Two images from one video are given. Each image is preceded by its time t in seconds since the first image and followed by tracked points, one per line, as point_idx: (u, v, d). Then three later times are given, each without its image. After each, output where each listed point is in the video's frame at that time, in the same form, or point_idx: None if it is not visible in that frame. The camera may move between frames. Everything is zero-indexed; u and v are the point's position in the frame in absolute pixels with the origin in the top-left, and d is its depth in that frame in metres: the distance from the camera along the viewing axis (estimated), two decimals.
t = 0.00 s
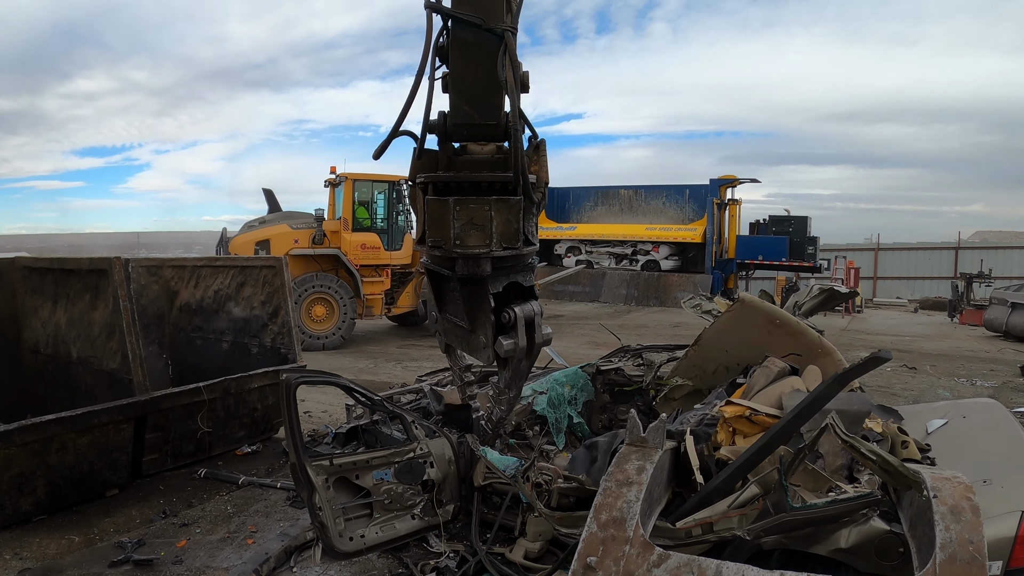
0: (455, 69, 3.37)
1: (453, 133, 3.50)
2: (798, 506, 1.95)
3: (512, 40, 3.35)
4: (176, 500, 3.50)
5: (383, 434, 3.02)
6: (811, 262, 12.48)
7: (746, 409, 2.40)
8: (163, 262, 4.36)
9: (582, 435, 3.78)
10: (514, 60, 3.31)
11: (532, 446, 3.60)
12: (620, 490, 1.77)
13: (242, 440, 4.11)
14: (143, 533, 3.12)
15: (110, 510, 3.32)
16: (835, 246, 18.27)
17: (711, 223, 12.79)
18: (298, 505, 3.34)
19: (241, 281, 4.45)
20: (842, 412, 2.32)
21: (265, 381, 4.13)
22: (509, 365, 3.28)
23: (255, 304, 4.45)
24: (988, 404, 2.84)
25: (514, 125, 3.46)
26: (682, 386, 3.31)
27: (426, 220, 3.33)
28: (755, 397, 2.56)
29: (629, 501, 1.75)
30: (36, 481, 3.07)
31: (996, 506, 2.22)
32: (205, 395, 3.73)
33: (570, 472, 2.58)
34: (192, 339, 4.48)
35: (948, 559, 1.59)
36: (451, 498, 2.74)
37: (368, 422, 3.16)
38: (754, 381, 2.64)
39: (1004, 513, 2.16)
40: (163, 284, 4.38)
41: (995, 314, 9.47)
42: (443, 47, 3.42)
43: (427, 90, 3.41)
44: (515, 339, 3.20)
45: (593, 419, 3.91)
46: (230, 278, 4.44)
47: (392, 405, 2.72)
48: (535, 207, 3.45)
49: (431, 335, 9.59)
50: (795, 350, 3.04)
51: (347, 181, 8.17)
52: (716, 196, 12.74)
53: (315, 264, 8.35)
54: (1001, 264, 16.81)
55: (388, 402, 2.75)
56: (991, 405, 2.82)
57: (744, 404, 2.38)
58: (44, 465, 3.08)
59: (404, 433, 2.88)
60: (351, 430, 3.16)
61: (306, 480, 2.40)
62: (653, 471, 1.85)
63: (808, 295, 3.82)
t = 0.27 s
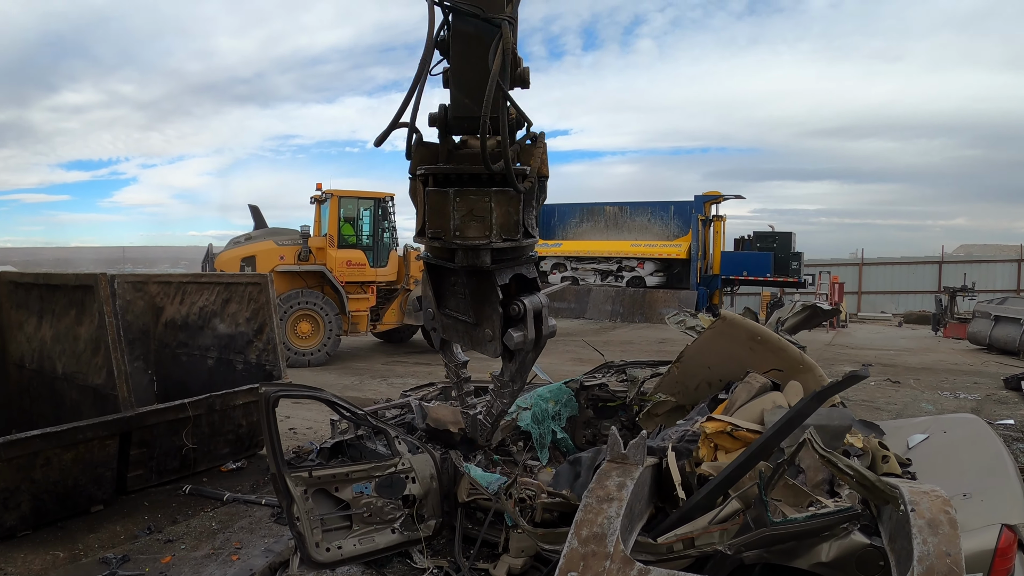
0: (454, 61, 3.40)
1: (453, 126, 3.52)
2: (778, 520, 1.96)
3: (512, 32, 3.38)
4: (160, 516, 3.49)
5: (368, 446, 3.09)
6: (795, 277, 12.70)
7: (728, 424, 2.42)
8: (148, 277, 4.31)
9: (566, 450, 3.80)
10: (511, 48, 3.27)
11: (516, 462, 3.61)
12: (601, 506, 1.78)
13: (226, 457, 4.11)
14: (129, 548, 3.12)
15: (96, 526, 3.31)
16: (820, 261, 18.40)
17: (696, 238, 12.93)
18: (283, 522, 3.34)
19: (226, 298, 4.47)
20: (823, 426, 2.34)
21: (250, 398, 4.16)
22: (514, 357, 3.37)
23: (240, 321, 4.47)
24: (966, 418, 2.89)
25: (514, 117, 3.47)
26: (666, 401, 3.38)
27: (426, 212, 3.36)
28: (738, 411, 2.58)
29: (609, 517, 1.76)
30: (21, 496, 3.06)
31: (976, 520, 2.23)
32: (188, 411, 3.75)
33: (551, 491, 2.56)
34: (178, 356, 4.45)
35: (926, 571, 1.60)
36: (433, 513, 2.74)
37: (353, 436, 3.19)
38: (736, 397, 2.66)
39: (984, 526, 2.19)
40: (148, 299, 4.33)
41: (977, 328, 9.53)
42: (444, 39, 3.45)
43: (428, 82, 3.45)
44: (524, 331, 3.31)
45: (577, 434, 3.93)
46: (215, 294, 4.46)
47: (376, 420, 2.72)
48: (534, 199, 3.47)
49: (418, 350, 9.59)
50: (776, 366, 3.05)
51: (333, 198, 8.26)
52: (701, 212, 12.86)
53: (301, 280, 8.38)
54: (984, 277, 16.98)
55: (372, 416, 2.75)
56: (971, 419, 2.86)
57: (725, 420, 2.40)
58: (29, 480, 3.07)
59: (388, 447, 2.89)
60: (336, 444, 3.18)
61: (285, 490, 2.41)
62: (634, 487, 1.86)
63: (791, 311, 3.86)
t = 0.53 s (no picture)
0: (459, 67, 3.33)
1: (458, 133, 3.48)
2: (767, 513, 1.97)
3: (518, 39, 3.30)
4: (150, 511, 3.48)
5: (357, 441, 3.10)
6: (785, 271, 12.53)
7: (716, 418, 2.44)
8: (135, 273, 4.40)
9: (555, 444, 3.86)
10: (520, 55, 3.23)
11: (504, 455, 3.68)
12: (588, 499, 1.79)
13: (216, 452, 4.10)
14: (118, 544, 3.11)
15: (85, 522, 3.30)
16: (811, 255, 18.46)
17: (687, 233, 12.98)
18: (272, 516, 3.34)
19: (215, 292, 4.43)
20: (811, 420, 2.35)
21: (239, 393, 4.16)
22: (521, 364, 3.41)
23: (229, 316, 4.41)
24: (955, 412, 2.90)
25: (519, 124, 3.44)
26: (655, 394, 3.40)
27: (432, 218, 3.38)
28: (726, 405, 2.59)
29: (597, 510, 1.76)
30: (9, 492, 3.04)
31: (963, 513, 2.24)
32: (177, 406, 3.74)
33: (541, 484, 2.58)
34: (167, 351, 4.47)
35: (914, 565, 1.61)
36: (421, 506, 2.74)
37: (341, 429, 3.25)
38: (725, 391, 2.68)
39: (972, 518, 2.20)
40: (136, 294, 4.43)
41: (968, 321, 9.59)
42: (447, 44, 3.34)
43: (432, 88, 3.38)
44: (531, 337, 3.35)
45: (566, 427, 3.96)
46: (204, 289, 4.44)
47: (365, 412, 2.72)
48: (540, 203, 3.47)
49: (409, 345, 9.58)
50: (765, 359, 3.07)
51: (322, 193, 8.20)
52: (692, 206, 12.88)
53: (290, 275, 8.37)
54: (973, 272, 17.07)
55: (361, 410, 2.74)
56: (960, 413, 2.87)
57: (714, 413, 2.41)
58: (17, 476, 3.06)
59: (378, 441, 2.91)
60: (325, 437, 3.25)
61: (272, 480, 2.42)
62: (621, 480, 1.87)
63: (780, 304, 3.87)
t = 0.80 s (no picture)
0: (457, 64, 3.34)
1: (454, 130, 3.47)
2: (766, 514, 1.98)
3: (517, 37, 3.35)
4: (149, 512, 3.49)
5: (356, 442, 3.10)
6: (785, 272, 12.61)
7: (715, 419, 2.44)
8: (136, 273, 4.39)
9: (554, 444, 3.87)
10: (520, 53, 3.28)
11: (504, 457, 3.70)
12: (588, 501, 1.79)
13: (215, 452, 4.10)
14: (117, 545, 3.11)
15: (84, 523, 3.30)
16: (810, 256, 18.48)
17: (686, 234, 13.00)
18: (271, 518, 3.34)
19: (215, 293, 4.45)
20: (810, 421, 2.36)
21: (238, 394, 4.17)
22: (504, 362, 3.34)
23: (229, 316, 4.43)
24: (955, 413, 2.90)
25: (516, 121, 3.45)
26: (653, 395, 3.40)
27: (426, 214, 3.34)
28: (725, 406, 2.60)
29: (596, 511, 1.77)
30: (9, 493, 3.05)
31: (962, 514, 2.24)
32: (176, 407, 3.74)
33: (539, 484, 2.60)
34: (167, 351, 4.46)
35: (912, 566, 1.61)
36: (421, 508, 2.73)
37: (341, 431, 3.25)
38: (724, 392, 2.69)
39: (970, 519, 2.20)
40: (137, 295, 4.41)
41: (967, 323, 9.60)
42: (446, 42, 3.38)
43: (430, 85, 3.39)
44: (509, 334, 3.25)
45: (565, 428, 3.98)
46: (204, 289, 4.45)
47: (364, 414, 2.72)
48: (534, 202, 3.49)
49: (408, 346, 9.58)
50: (764, 360, 3.07)
51: (322, 193, 8.20)
52: (691, 207, 12.90)
53: (290, 276, 8.36)
54: (973, 272, 17.08)
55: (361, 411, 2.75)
56: (959, 414, 2.87)
57: (713, 414, 2.41)
58: (17, 477, 3.06)
59: (377, 442, 2.92)
60: (325, 438, 3.26)
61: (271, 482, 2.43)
62: (620, 481, 1.87)
63: (779, 306, 3.88)
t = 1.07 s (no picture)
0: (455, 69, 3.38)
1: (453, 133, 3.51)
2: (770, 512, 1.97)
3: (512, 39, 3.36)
4: (153, 509, 3.49)
5: (360, 440, 3.09)
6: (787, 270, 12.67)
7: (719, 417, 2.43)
8: (139, 270, 4.30)
9: (558, 443, 3.82)
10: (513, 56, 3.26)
11: (509, 454, 3.60)
12: (593, 498, 1.79)
13: (218, 450, 4.10)
14: (120, 543, 3.11)
15: (87, 520, 3.30)
16: (813, 254, 18.47)
17: (688, 232, 13.00)
18: (274, 515, 3.34)
19: (218, 290, 4.47)
20: (814, 419, 2.36)
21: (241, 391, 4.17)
22: (491, 367, 3.38)
23: (232, 314, 4.46)
24: (959, 410, 2.90)
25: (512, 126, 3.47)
26: (657, 392, 3.39)
27: (425, 219, 3.33)
28: (730, 404, 2.60)
29: (601, 509, 1.76)
30: (12, 491, 3.04)
31: (966, 513, 2.24)
32: (179, 405, 3.74)
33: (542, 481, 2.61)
34: (169, 349, 4.45)
35: (918, 564, 1.60)
36: (425, 505, 2.75)
37: (344, 429, 3.25)
38: (729, 389, 2.69)
39: (976, 517, 2.20)
40: (139, 292, 4.34)
41: (971, 321, 9.58)
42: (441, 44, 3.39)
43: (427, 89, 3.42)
44: (493, 340, 3.31)
45: (569, 426, 3.96)
46: (207, 287, 4.44)
47: (368, 412, 2.72)
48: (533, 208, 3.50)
49: (410, 344, 9.58)
50: (769, 357, 3.07)
51: (324, 191, 8.20)
52: (694, 205, 12.90)
53: (292, 274, 8.36)
54: (976, 270, 17.05)
55: (365, 409, 2.75)
56: (963, 412, 2.86)
57: (717, 412, 2.41)
58: (20, 474, 3.06)
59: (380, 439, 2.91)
60: (327, 436, 3.26)
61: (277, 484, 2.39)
62: (625, 479, 1.86)
63: (783, 303, 3.87)
